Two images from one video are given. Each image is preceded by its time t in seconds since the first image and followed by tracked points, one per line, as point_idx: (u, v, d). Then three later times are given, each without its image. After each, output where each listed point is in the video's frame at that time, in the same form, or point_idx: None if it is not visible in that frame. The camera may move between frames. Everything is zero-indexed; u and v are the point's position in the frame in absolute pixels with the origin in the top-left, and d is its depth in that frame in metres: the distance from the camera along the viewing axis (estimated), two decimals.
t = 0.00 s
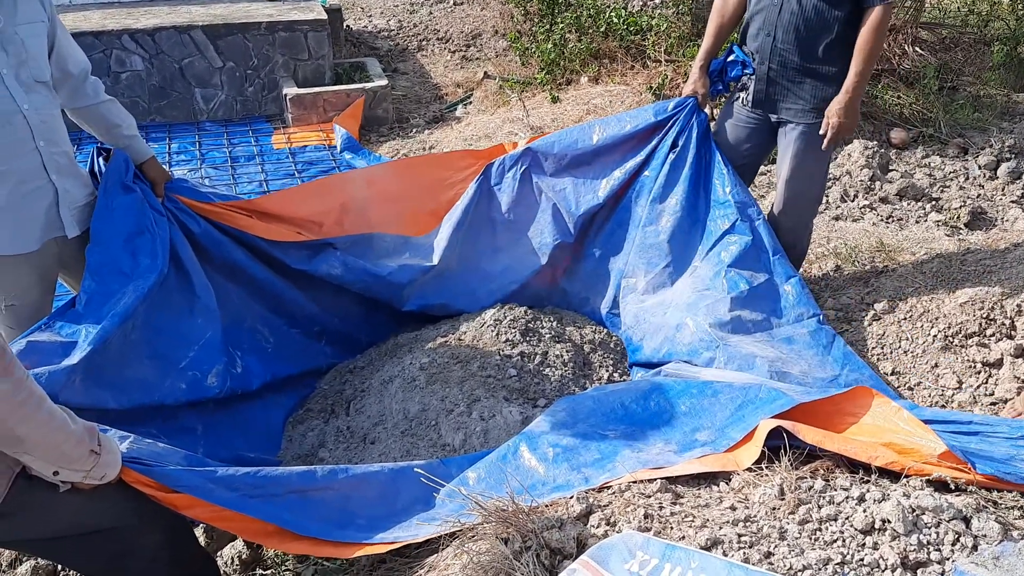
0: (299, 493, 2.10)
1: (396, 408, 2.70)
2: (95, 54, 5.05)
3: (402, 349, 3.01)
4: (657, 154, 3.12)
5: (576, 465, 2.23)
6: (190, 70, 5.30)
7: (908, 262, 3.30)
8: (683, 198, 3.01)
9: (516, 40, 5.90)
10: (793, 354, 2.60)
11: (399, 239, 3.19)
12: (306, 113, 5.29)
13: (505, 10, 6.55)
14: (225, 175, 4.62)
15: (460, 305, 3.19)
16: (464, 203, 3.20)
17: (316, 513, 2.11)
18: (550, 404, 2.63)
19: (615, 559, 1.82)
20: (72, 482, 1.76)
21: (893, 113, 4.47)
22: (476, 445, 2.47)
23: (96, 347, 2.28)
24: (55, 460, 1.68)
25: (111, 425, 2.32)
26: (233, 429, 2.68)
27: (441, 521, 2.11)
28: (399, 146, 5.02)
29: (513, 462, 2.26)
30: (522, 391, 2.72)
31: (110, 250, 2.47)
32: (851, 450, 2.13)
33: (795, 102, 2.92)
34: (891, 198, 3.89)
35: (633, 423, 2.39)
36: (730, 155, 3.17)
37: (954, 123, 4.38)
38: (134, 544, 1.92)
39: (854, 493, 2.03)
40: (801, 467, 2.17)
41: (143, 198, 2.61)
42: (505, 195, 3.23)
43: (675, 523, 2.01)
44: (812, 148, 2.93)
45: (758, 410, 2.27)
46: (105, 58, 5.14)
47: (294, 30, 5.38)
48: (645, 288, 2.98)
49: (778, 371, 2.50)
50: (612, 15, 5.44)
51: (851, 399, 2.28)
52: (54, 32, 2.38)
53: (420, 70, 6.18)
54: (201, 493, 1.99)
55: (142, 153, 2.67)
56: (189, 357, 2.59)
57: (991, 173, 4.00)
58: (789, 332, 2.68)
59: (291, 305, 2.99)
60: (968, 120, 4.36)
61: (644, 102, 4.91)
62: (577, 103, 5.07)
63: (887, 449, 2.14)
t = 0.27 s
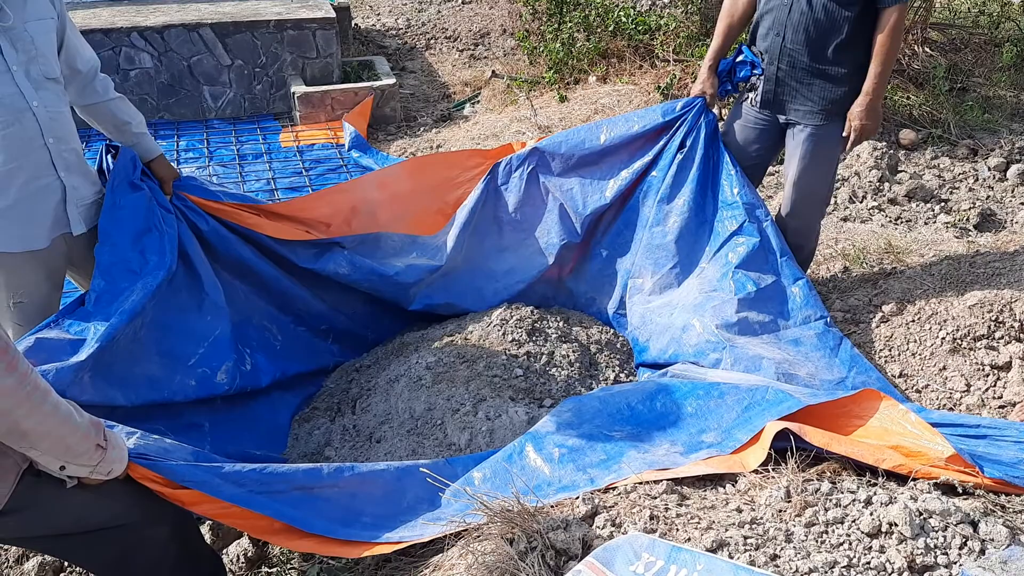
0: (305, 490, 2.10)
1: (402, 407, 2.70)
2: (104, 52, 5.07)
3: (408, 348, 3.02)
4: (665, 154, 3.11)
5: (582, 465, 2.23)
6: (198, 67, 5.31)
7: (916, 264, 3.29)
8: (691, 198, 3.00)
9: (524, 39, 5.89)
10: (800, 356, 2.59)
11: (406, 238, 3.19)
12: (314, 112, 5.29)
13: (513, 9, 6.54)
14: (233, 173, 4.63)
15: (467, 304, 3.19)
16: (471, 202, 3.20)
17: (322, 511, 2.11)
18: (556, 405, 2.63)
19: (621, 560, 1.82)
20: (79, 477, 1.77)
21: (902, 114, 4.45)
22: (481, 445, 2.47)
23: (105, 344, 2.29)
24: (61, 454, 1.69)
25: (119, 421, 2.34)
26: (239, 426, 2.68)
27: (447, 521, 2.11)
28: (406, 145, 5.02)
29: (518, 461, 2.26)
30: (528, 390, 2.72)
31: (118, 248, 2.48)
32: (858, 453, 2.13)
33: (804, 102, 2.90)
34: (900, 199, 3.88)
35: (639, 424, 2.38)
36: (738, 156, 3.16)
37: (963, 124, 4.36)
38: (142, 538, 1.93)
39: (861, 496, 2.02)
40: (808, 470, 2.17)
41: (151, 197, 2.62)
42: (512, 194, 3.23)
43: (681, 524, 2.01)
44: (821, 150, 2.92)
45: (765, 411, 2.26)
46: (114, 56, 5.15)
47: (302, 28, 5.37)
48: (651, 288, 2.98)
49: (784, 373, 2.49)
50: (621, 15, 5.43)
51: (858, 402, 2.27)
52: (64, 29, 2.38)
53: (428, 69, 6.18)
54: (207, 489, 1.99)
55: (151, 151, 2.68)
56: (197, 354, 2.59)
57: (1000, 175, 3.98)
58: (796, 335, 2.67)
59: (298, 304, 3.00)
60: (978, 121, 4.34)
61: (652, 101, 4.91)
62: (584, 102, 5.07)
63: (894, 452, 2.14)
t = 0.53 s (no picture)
0: (312, 489, 2.10)
1: (409, 404, 2.70)
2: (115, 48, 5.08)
3: (416, 346, 3.02)
4: (674, 153, 3.10)
5: (589, 465, 2.23)
6: (208, 64, 5.32)
7: (926, 264, 3.27)
8: (700, 198, 2.99)
9: (533, 37, 5.89)
10: (808, 357, 2.58)
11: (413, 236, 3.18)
12: (323, 109, 5.30)
13: (523, 7, 6.54)
14: (242, 169, 4.64)
15: (474, 302, 3.19)
16: (479, 200, 3.19)
17: (329, 509, 2.11)
18: (564, 403, 2.63)
19: (628, 559, 1.82)
20: (86, 477, 1.77)
21: (913, 114, 4.43)
22: (489, 443, 2.47)
23: (114, 340, 2.29)
24: (69, 455, 1.69)
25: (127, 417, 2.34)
26: (247, 422, 2.69)
27: (454, 520, 2.11)
28: (415, 143, 5.03)
29: (525, 460, 2.26)
30: (536, 389, 2.72)
31: (128, 245, 2.48)
32: (867, 454, 2.12)
33: (815, 102, 2.89)
34: (910, 199, 3.86)
35: (647, 423, 2.38)
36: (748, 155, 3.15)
37: (974, 124, 4.34)
38: (149, 537, 1.93)
39: (870, 497, 2.01)
40: (816, 470, 2.16)
41: (161, 193, 2.62)
42: (522, 192, 3.22)
43: (688, 524, 2.00)
44: (831, 150, 2.91)
45: (774, 411, 2.25)
46: (124, 52, 5.17)
47: (312, 25, 5.38)
48: (659, 288, 2.97)
49: (793, 374, 2.49)
50: (630, 13, 5.41)
51: (867, 404, 2.26)
52: (75, 24, 2.39)
53: (437, 66, 6.18)
54: (214, 488, 2.00)
55: (161, 147, 2.69)
56: (206, 350, 2.60)
57: (1011, 175, 3.96)
58: (804, 337, 2.66)
59: (306, 301, 3.01)
60: (989, 121, 4.32)
61: (662, 100, 4.89)
62: (593, 101, 5.06)
63: (904, 453, 2.13)
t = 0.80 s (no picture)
0: (318, 488, 2.11)
1: (415, 401, 2.70)
2: (122, 43, 5.09)
3: (422, 343, 3.02)
4: (681, 151, 3.10)
5: (594, 463, 2.23)
6: (215, 60, 5.33)
7: (934, 264, 3.26)
8: (706, 197, 2.99)
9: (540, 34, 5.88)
10: (814, 355, 2.58)
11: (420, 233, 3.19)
12: (329, 105, 5.30)
13: (530, 4, 6.53)
14: (248, 165, 4.65)
15: (480, 299, 3.19)
16: (486, 198, 3.19)
17: (335, 507, 2.12)
18: (569, 401, 2.63)
19: (633, 558, 1.81)
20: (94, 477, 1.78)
21: (921, 113, 4.41)
22: (494, 440, 2.47)
23: (123, 335, 2.30)
24: (76, 458, 1.70)
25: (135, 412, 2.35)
26: (253, 418, 2.70)
27: (459, 517, 2.11)
28: (421, 140, 5.03)
29: (531, 458, 2.26)
30: (541, 386, 2.72)
31: (135, 241, 2.49)
32: (873, 454, 2.12)
33: (820, 101, 2.88)
34: (917, 198, 3.84)
35: (652, 421, 2.37)
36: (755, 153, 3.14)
37: (983, 123, 4.32)
38: (156, 534, 1.94)
39: (875, 497, 2.01)
40: (822, 469, 2.16)
41: (168, 189, 2.62)
42: (528, 190, 3.22)
43: (693, 523, 2.00)
44: (838, 149, 2.90)
45: (780, 410, 2.25)
46: (132, 47, 5.18)
47: (319, 21, 5.38)
48: (665, 286, 2.97)
49: (800, 372, 2.48)
50: (638, 10, 5.40)
51: (874, 403, 2.25)
52: (83, 21, 2.40)
53: (444, 63, 6.18)
54: (220, 487, 2.00)
55: (168, 143, 2.69)
56: (213, 346, 2.60)
57: (1020, 175, 3.94)
58: (811, 335, 2.66)
59: (312, 297, 3.01)
60: (998, 120, 4.31)
61: (669, 97, 4.88)
62: (600, 98, 5.05)
63: (910, 453, 2.12)
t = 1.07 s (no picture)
0: (324, 485, 2.11)
1: (420, 399, 2.71)
2: (128, 41, 5.10)
3: (427, 341, 3.02)
4: (686, 150, 3.09)
5: (599, 461, 2.23)
6: (221, 58, 5.34)
7: (940, 263, 3.25)
8: (710, 195, 2.98)
9: (545, 31, 5.87)
10: (819, 354, 2.57)
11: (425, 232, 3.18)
12: (335, 103, 5.30)
13: (535, 2, 6.52)
14: (254, 163, 4.66)
15: (485, 297, 3.19)
16: (491, 196, 3.20)
17: (340, 505, 2.12)
18: (574, 399, 2.63)
19: (638, 557, 1.81)
20: (104, 469, 1.73)
21: (927, 111, 4.40)
22: (498, 438, 2.47)
23: (129, 332, 2.31)
24: (91, 446, 1.64)
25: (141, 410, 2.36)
26: (259, 415, 2.70)
27: (463, 516, 2.12)
28: (426, 138, 5.03)
29: (535, 457, 2.26)
30: (546, 385, 2.72)
31: (141, 239, 2.50)
32: (878, 453, 2.11)
33: (824, 101, 2.86)
34: (923, 197, 3.83)
35: (657, 420, 2.37)
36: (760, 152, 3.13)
37: (989, 121, 4.30)
38: (164, 529, 1.94)
39: (880, 497, 2.01)
40: (827, 469, 2.16)
41: (174, 187, 2.63)
42: (533, 189, 3.22)
43: (698, 522, 2.00)
44: (843, 149, 2.89)
45: (784, 410, 2.25)
46: (138, 45, 5.19)
47: (324, 19, 5.38)
48: (670, 285, 2.96)
49: (805, 372, 2.48)
50: (643, 8, 5.39)
51: (879, 402, 2.25)
52: (90, 20, 2.40)
53: (449, 61, 6.18)
54: (227, 483, 2.00)
55: (174, 141, 2.70)
56: (219, 344, 2.61)
57: None
58: (815, 335, 2.65)
59: (317, 295, 3.02)
60: (1004, 119, 4.29)
61: (674, 95, 4.87)
62: (605, 96, 5.04)
63: (915, 453, 2.12)
